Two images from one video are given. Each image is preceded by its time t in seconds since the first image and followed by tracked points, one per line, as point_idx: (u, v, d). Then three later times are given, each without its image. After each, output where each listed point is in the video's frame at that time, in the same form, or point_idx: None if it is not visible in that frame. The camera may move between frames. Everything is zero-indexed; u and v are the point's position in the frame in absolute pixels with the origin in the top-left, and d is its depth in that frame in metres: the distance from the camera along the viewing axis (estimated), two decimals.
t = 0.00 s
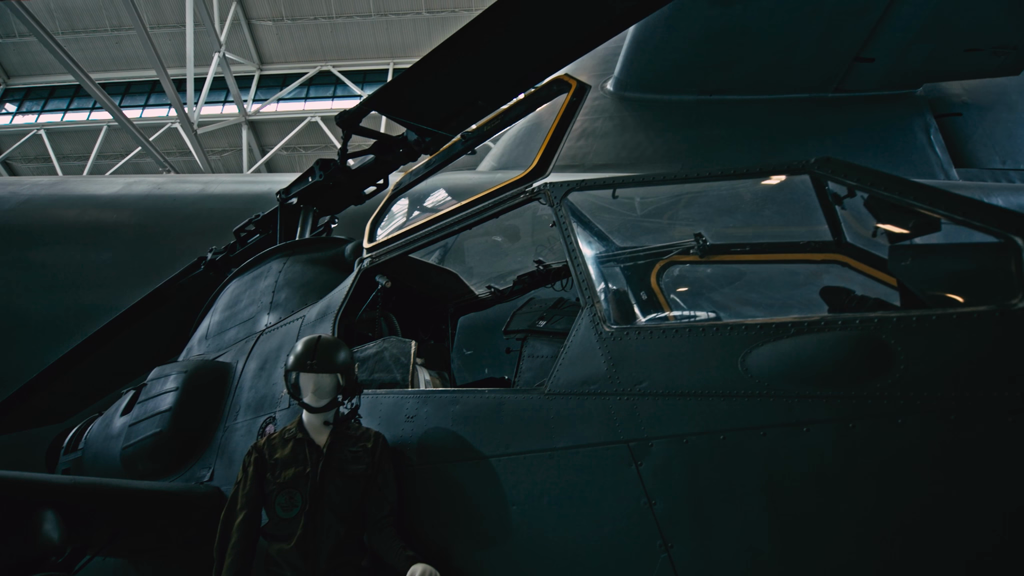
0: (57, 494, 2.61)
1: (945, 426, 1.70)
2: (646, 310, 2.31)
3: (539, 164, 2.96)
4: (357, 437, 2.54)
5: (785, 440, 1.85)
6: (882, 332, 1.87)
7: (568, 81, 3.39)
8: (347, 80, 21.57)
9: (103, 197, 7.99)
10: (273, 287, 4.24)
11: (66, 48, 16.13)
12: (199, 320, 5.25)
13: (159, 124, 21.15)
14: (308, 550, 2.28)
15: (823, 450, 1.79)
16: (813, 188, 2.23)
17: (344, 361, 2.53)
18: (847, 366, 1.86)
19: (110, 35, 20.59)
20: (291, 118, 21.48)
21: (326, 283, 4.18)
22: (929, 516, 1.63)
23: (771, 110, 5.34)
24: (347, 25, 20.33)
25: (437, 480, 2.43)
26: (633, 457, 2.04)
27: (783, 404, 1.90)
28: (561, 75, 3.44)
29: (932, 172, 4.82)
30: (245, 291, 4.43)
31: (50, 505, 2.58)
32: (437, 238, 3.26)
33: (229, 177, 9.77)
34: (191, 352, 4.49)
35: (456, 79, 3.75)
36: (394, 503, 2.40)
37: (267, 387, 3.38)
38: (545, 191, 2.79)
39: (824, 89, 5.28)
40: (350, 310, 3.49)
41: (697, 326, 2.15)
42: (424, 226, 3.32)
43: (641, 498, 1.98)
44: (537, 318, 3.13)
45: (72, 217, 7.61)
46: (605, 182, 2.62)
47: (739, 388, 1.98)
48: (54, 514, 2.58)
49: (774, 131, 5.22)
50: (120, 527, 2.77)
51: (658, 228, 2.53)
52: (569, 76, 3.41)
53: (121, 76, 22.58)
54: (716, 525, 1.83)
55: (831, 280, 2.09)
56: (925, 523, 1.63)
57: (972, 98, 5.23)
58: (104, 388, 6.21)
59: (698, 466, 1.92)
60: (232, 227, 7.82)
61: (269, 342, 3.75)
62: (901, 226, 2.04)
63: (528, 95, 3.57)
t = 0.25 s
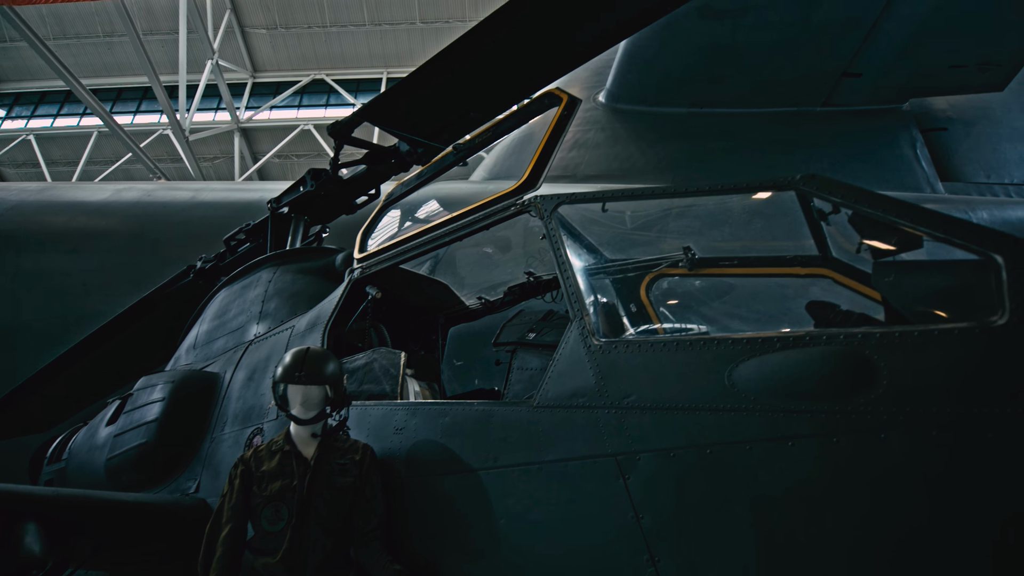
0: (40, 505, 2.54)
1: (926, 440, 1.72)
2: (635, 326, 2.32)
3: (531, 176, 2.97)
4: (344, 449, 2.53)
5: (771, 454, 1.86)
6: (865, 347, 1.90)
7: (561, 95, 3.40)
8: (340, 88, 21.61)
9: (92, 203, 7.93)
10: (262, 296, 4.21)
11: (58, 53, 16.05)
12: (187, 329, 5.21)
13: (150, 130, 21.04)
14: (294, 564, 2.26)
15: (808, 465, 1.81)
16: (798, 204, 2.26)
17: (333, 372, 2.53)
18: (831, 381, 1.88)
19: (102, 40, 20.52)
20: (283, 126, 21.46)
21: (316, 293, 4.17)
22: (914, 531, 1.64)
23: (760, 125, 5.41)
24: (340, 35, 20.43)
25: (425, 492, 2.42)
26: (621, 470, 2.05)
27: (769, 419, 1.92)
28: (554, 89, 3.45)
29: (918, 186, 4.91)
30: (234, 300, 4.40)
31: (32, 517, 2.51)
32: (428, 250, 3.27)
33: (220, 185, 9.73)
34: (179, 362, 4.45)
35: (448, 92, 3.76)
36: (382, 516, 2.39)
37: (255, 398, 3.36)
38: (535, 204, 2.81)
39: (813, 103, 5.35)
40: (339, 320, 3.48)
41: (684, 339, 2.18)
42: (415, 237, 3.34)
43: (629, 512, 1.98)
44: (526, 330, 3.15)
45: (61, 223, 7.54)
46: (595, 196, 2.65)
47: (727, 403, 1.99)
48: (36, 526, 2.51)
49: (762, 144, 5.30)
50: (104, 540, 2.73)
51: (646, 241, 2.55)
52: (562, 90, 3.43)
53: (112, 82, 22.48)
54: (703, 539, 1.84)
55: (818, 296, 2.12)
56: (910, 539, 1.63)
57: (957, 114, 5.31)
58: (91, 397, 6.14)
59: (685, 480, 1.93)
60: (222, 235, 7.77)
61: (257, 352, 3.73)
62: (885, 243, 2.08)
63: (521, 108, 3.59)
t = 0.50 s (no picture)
0: (21, 519, 2.53)
1: (910, 457, 1.76)
2: (623, 341, 2.32)
3: (522, 188, 2.99)
4: (330, 463, 2.50)
5: (756, 470, 1.89)
6: (849, 364, 1.93)
7: (550, 109, 3.45)
8: (333, 97, 21.62)
9: (81, 210, 7.86)
10: (251, 306, 4.19)
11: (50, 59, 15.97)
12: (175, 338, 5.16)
13: (141, 137, 20.94)
14: None
15: (791, 481, 1.84)
16: (785, 221, 2.28)
17: (321, 385, 2.51)
18: (816, 398, 1.92)
19: (94, 46, 20.44)
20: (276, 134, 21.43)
21: (306, 303, 4.15)
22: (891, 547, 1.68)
23: (750, 138, 5.48)
24: (334, 44, 20.49)
25: (412, 506, 2.41)
26: (608, 484, 2.07)
27: (754, 434, 1.95)
28: (544, 102, 3.51)
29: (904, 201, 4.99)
30: (223, 310, 4.38)
31: (13, 531, 2.50)
32: (417, 261, 3.28)
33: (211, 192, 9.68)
34: (166, 371, 4.41)
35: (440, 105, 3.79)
36: (368, 529, 2.38)
37: (243, 409, 3.34)
38: (525, 217, 2.82)
39: (802, 117, 5.43)
40: (330, 331, 3.48)
41: (672, 354, 2.19)
42: (405, 248, 3.34)
43: (616, 527, 2.00)
44: (516, 344, 3.14)
45: (48, 229, 7.47)
46: (584, 210, 2.65)
47: (711, 416, 2.03)
48: (17, 540, 2.51)
49: (753, 157, 5.36)
50: (86, 554, 2.69)
51: (636, 254, 2.55)
52: (552, 104, 3.48)
53: (104, 88, 22.36)
54: (688, 554, 1.87)
55: (804, 311, 2.15)
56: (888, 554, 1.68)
57: (942, 130, 5.42)
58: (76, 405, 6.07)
59: (670, 495, 1.96)
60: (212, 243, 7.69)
61: (245, 362, 3.71)
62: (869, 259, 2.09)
63: (512, 120, 3.66)
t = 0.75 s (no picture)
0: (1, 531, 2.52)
1: (894, 473, 1.78)
2: (612, 354, 2.34)
3: (513, 201, 2.98)
4: (318, 476, 2.49)
5: (743, 485, 1.90)
6: (834, 379, 1.95)
7: (541, 121, 3.48)
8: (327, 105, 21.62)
9: (70, 216, 7.79)
10: (240, 316, 4.16)
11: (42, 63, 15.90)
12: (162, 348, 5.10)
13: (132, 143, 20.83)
14: None
15: (777, 496, 1.85)
16: (772, 237, 2.32)
17: (309, 398, 2.49)
18: (802, 413, 1.93)
19: (87, 52, 20.37)
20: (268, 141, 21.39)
21: (295, 312, 4.13)
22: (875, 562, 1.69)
23: (742, 151, 5.53)
24: (329, 52, 20.58)
25: (400, 520, 2.39)
26: (596, 498, 2.06)
27: (741, 449, 1.96)
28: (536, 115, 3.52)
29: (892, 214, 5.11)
30: (211, 319, 4.34)
31: None
32: (408, 271, 3.28)
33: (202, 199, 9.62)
34: (152, 381, 4.36)
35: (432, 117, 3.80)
36: (354, 544, 2.35)
37: (229, 420, 3.31)
38: (516, 229, 2.83)
39: (791, 130, 5.49)
40: (319, 341, 3.46)
41: (660, 368, 2.20)
42: (396, 259, 3.34)
43: (603, 542, 1.99)
44: (505, 354, 3.16)
45: (36, 236, 7.39)
46: (575, 222, 2.66)
47: (696, 429, 2.04)
48: None
49: (743, 170, 5.40)
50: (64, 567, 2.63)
51: (626, 266, 2.57)
52: (543, 117, 3.50)
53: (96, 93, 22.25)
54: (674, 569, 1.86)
55: (791, 325, 2.17)
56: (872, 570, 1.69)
57: (928, 143, 5.50)
58: (61, 415, 5.98)
59: (658, 510, 1.96)
60: (202, 251, 7.62)
61: (233, 373, 3.68)
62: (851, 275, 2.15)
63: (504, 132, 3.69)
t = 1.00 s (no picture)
0: None
1: (873, 489, 1.81)
2: (598, 367, 2.36)
3: (502, 214, 2.99)
4: (301, 489, 2.46)
5: (726, 500, 1.92)
6: (817, 395, 1.98)
7: (531, 136, 3.52)
8: (318, 114, 21.62)
9: (56, 223, 7.71)
10: (227, 326, 4.14)
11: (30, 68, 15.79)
12: (147, 358, 5.04)
13: (121, 149, 20.69)
14: None
15: (761, 511, 1.87)
16: (756, 253, 2.38)
17: (294, 410, 2.48)
18: (786, 428, 1.96)
19: (77, 57, 20.26)
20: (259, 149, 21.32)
21: (283, 323, 4.11)
22: None
23: (731, 164, 5.58)
24: (322, 62, 20.62)
25: (384, 534, 2.37)
26: (581, 513, 2.06)
27: (725, 463, 1.98)
28: (526, 129, 3.57)
29: (877, 227, 5.13)
30: (198, 329, 4.31)
31: None
32: (396, 284, 3.28)
33: (192, 207, 9.55)
34: (136, 391, 4.31)
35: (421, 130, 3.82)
36: (338, 559, 2.34)
37: (214, 431, 3.28)
38: (505, 242, 2.85)
39: (779, 145, 5.56)
40: (306, 352, 3.44)
41: (646, 383, 2.22)
42: (386, 271, 3.35)
43: (588, 557, 2.00)
44: (493, 368, 3.15)
45: (21, 242, 7.31)
46: (564, 236, 2.69)
47: (680, 444, 2.06)
48: None
49: (732, 184, 5.46)
50: None
51: (614, 280, 2.59)
52: (533, 131, 3.54)
53: (84, 99, 22.06)
54: None
55: (775, 341, 2.19)
56: None
57: (911, 160, 5.61)
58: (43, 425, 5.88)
59: (642, 525, 1.97)
60: (190, 259, 7.56)
61: (218, 384, 3.65)
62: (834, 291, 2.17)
63: (494, 146, 3.73)
